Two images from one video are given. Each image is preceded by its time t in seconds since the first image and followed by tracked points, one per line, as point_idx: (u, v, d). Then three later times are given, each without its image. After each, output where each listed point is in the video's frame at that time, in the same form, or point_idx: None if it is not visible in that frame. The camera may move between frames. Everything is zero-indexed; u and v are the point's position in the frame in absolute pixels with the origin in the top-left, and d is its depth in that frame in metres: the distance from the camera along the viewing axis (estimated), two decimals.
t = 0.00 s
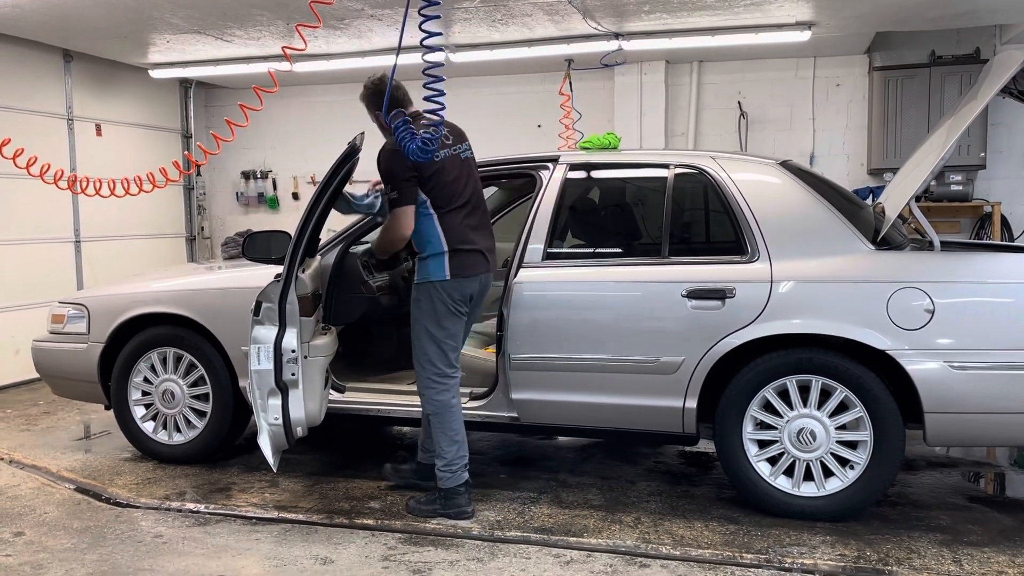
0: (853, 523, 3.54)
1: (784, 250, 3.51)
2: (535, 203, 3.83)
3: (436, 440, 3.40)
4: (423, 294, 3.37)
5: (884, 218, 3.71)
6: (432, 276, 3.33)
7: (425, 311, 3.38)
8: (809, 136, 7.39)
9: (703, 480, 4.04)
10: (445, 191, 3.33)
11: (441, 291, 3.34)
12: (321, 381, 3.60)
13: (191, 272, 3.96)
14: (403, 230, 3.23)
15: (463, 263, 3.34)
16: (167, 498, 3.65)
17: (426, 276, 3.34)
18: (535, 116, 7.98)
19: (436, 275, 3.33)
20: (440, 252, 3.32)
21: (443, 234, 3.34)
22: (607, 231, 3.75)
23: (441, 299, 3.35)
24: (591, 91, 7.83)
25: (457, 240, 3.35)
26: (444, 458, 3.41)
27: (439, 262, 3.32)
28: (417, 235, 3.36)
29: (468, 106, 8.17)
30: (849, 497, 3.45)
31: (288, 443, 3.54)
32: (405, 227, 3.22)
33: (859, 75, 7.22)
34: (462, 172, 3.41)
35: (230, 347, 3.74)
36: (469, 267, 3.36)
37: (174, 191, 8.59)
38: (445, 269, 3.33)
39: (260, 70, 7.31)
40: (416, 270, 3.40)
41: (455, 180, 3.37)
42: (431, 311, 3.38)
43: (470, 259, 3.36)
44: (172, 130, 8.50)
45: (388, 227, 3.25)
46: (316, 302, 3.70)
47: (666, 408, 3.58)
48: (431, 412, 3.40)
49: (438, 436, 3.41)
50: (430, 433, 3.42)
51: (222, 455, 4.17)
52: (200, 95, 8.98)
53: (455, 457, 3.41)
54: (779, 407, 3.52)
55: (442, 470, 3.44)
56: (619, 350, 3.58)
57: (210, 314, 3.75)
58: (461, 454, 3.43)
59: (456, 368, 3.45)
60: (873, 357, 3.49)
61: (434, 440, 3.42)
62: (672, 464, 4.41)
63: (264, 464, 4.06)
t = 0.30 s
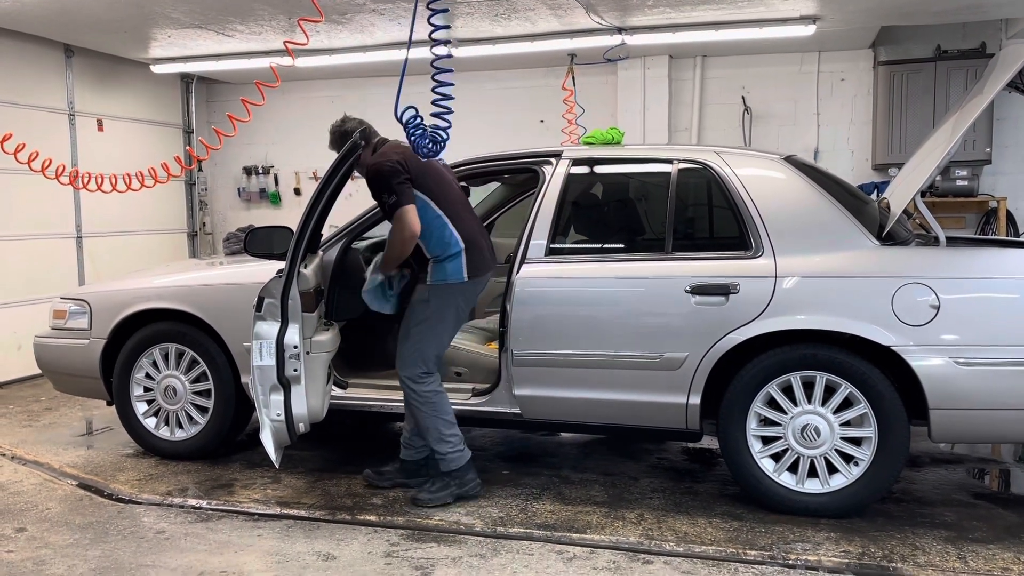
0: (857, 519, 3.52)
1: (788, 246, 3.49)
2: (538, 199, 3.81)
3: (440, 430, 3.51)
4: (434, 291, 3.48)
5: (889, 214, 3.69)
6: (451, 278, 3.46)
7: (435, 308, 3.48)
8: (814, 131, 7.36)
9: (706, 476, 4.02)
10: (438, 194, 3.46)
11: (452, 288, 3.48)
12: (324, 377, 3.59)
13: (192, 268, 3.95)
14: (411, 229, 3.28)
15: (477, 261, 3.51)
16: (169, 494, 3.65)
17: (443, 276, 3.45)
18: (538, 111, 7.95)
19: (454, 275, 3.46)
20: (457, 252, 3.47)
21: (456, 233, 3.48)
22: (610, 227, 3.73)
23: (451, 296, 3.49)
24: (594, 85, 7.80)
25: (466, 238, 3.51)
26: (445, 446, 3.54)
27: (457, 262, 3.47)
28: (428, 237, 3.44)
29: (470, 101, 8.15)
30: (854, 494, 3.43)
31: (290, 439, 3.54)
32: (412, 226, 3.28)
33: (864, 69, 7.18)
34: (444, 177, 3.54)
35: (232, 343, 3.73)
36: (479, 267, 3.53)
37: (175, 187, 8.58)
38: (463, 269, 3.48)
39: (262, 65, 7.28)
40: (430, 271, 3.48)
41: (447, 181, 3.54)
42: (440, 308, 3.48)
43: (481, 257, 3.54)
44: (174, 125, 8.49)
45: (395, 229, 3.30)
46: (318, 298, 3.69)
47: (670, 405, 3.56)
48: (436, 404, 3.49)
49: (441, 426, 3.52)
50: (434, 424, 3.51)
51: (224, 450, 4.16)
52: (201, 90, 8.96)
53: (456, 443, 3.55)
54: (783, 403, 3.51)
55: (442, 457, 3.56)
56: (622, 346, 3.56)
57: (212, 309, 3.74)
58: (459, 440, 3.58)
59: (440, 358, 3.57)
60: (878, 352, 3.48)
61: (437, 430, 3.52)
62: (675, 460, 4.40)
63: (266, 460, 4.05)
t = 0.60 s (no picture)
0: (863, 517, 3.50)
1: (794, 241, 3.46)
2: (541, 193, 3.78)
3: (456, 426, 3.58)
4: (449, 290, 3.53)
5: (895, 209, 3.65)
6: (461, 272, 3.51)
7: (451, 307, 3.54)
8: (819, 126, 7.32)
9: (710, 473, 3.99)
10: (429, 199, 3.52)
11: (466, 285, 3.53)
12: (326, 372, 3.58)
13: (193, 263, 3.92)
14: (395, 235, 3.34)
15: (484, 252, 3.53)
16: (171, 490, 3.63)
17: (451, 272, 3.51)
18: (542, 105, 7.92)
19: (461, 268, 3.50)
20: (458, 244, 3.49)
21: (457, 226, 3.52)
22: (614, 222, 3.70)
23: (466, 293, 3.54)
24: (598, 80, 7.76)
25: (468, 229, 3.54)
26: (460, 440, 3.63)
27: (462, 254, 3.50)
28: (429, 238, 3.51)
29: (474, 95, 8.12)
30: (859, 491, 3.41)
31: (293, 435, 3.53)
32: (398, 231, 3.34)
33: (871, 62, 7.14)
34: (432, 183, 3.60)
35: (233, 339, 3.71)
36: (488, 258, 3.55)
37: (176, 182, 8.56)
38: (470, 260, 3.50)
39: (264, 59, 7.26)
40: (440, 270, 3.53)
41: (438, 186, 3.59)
42: (456, 306, 3.54)
43: (486, 244, 3.55)
44: (174, 120, 8.46)
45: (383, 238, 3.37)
46: (320, 293, 3.67)
47: (674, 401, 3.54)
48: (451, 401, 3.55)
49: (456, 422, 3.59)
50: (449, 420, 3.58)
51: (226, 447, 4.14)
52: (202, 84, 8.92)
53: (470, 439, 3.64)
54: (788, 399, 3.48)
55: (455, 451, 3.65)
56: (626, 342, 3.53)
57: (213, 305, 3.72)
58: (473, 435, 3.66)
59: (461, 356, 3.62)
60: (884, 349, 3.45)
61: (452, 426, 3.59)
62: (679, 456, 4.37)
63: (268, 457, 4.03)
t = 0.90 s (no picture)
0: (872, 517, 3.43)
1: (802, 236, 3.40)
2: (545, 188, 3.71)
3: (454, 425, 3.52)
4: (449, 286, 3.50)
5: (905, 203, 3.59)
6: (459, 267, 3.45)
7: (450, 303, 3.50)
8: (827, 118, 7.24)
9: (716, 472, 3.93)
10: (430, 196, 3.49)
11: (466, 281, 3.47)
12: (326, 370, 3.52)
13: (190, 259, 3.86)
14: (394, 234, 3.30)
15: (485, 247, 3.44)
16: (168, 489, 3.57)
17: (450, 269, 3.48)
18: (546, 98, 7.84)
19: (460, 263, 3.44)
20: (457, 239, 3.45)
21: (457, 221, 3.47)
22: (619, 217, 3.63)
23: (467, 289, 3.48)
24: (603, 72, 7.69)
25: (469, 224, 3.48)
26: (460, 440, 3.57)
27: (461, 248, 3.45)
28: (430, 235, 3.49)
29: (477, 88, 8.04)
30: (868, 490, 3.35)
31: (292, 433, 3.47)
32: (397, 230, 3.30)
33: (880, 54, 7.05)
34: (433, 181, 3.56)
35: (231, 336, 3.65)
36: (488, 254, 3.44)
37: (174, 176, 8.50)
38: (468, 254, 3.45)
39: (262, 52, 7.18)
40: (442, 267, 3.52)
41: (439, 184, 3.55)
42: (456, 302, 3.50)
43: (488, 240, 3.45)
44: (172, 113, 8.39)
45: (382, 236, 3.33)
46: (320, 289, 3.61)
47: (679, 399, 3.47)
48: (450, 399, 3.50)
49: (455, 421, 3.53)
50: (448, 418, 3.53)
51: (224, 445, 4.08)
52: (199, 77, 8.84)
53: (470, 438, 3.58)
54: (796, 397, 3.42)
55: (456, 451, 3.59)
56: (631, 339, 3.47)
57: (210, 301, 3.65)
58: (473, 434, 3.60)
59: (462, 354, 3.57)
60: (894, 346, 3.38)
61: (451, 424, 3.53)
62: (684, 455, 4.31)
63: (266, 455, 3.97)
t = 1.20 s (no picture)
0: (876, 515, 3.41)
1: (806, 232, 3.37)
2: (547, 183, 3.69)
3: (458, 419, 3.50)
4: (460, 279, 3.47)
5: (910, 199, 3.56)
6: (472, 261, 3.44)
7: (462, 295, 3.48)
8: (832, 114, 7.20)
9: (719, 470, 3.90)
10: (445, 188, 3.48)
11: (477, 275, 3.46)
12: (326, 367, 3.49)
13: (191, 255, 3.84)
14: (417, 225, 3.27)
15: (498, 242, 3.46)
16: (168, 487, 3.55)
17: (462, 262, 3.45)
18: (548, 93, 7.81)
19: (473, 258, 3.43)
20: (473, 234, 3.44)
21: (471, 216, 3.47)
22: (621, 213, 3.61)
23: (477, 282, 3.47)
24: (606, 67, 7.65)
25: (484, 220, 3.49)
26: (462, 434, 3.55)
27: (475, 245, 3.44)
28: (444, 226, 3.46)
29: (479, 83, 8.00)
30: (873, 488, 3.32)
31: (292, 430, 3.45)
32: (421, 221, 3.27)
33: (885, 49, 7.01)
34: (447, 171, 3.55)
35: (231, 333, 3.63)
36: (500, 250, 3.47)
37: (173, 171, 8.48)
38: (483, 250, 3.44)
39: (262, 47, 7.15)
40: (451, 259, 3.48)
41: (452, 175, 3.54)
42: (466, 295, 3.48)
43: (502, 238, 3.48)
44: (171, 109, 8.36)
45: (405, 223, 3.29)
46: (320, 285, 3.58)
47: (683, 397, 3.45)
48: (455, 392, 3.48)
49: (457, 414, 3.51)
50: (450, 411, 3.51)
51: (224, 443, 4.06)
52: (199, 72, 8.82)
53: (473, 434, 3.56)
54: (799, 395, 3.40)
55: (456, 445, 3.57)
56: (633, 336, 3.44)
57: (211, 297, 3.64)
58: (476, 430, 3.58)
59: (467, 348, 3.55)
60: (899, 343, 3.36)
61: (452, 417, 3.51)
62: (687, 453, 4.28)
63: (267, 453, 3.95)
